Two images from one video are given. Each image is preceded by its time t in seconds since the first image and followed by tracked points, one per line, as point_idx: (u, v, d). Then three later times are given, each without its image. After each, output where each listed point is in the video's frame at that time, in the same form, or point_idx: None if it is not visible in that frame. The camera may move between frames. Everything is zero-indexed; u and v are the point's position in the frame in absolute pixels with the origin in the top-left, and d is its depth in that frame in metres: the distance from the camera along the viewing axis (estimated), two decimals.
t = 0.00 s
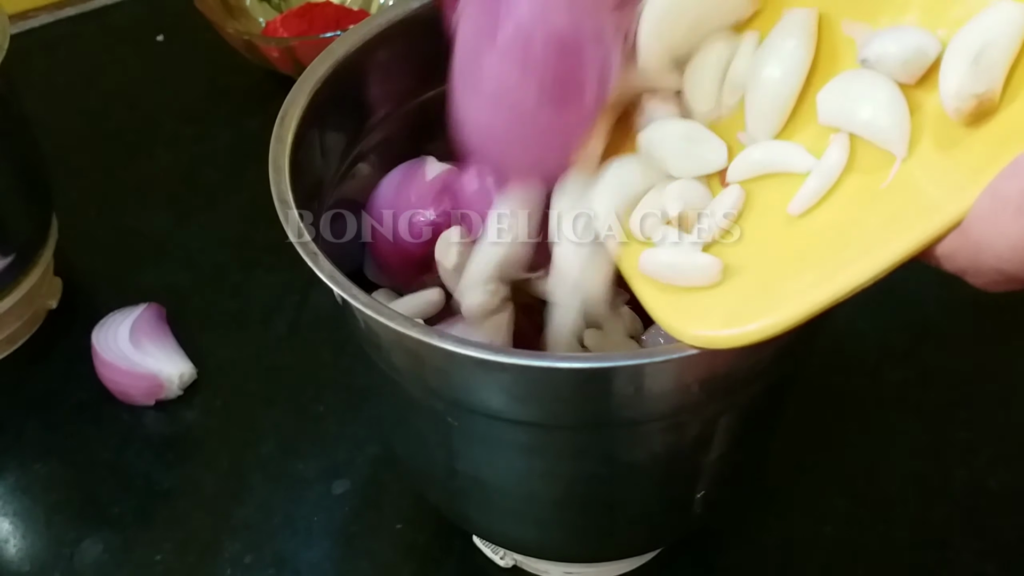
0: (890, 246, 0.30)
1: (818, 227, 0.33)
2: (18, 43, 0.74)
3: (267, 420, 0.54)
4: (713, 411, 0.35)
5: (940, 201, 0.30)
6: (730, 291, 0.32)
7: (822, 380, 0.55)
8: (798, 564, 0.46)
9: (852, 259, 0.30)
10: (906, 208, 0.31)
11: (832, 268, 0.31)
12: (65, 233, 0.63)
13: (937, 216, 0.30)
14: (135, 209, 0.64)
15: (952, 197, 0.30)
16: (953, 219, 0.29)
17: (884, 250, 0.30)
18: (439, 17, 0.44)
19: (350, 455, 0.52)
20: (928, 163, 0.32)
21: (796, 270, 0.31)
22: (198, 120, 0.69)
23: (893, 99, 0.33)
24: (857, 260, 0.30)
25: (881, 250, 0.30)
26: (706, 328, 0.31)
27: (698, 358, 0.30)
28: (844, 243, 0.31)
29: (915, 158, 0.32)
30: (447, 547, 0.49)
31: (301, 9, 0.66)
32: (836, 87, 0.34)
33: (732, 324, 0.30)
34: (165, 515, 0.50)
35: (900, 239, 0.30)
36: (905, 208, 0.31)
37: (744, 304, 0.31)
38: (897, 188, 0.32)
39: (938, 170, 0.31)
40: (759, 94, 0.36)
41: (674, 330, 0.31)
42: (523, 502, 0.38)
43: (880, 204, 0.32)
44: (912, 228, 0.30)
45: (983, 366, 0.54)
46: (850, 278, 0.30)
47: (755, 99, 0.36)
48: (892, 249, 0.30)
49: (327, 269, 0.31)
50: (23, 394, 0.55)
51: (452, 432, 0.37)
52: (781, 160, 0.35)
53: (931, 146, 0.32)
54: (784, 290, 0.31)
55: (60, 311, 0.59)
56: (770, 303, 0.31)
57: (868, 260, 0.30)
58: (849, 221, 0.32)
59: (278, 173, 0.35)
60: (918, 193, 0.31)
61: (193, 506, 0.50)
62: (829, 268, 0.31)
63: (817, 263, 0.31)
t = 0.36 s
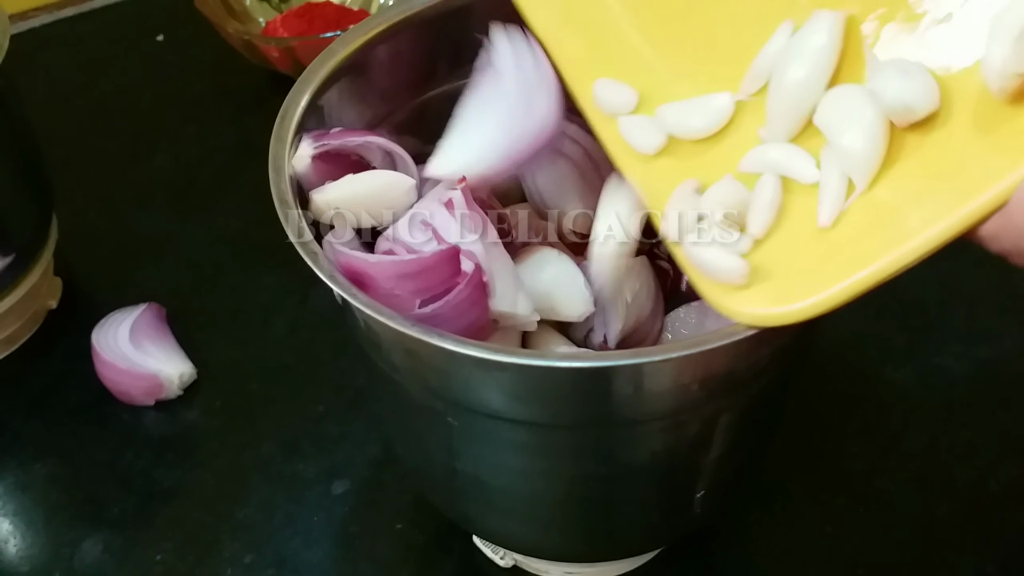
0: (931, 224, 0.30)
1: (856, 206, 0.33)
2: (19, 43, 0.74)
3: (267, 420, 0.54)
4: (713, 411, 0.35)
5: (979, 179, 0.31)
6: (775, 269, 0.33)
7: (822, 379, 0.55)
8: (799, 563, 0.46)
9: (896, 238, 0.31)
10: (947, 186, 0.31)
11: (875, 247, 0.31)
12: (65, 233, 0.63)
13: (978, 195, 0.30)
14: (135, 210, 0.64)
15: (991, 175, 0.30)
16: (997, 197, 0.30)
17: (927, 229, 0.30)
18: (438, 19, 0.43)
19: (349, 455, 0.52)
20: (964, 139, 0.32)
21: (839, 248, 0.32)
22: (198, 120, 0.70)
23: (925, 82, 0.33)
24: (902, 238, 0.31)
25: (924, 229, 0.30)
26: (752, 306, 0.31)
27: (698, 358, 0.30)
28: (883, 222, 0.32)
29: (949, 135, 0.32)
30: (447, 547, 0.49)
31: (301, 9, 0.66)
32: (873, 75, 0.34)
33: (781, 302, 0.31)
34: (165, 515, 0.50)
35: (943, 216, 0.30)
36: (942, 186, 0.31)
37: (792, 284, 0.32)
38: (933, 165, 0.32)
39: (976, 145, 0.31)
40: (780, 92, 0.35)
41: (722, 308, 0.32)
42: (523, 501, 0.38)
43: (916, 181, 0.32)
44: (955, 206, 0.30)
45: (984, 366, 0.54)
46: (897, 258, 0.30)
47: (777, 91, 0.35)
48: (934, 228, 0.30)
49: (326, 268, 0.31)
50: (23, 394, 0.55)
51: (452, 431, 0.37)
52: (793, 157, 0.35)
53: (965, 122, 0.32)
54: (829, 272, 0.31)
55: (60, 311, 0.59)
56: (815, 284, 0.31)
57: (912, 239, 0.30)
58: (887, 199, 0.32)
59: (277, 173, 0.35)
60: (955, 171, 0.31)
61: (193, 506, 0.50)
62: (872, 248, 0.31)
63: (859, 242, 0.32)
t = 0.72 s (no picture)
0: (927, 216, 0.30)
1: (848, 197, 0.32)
2: (19, 44, 0.74)
3: (266, 420, 0.54)
4: (713, 410, 0.35)
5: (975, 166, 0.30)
6: (767, 262, 0.32)
7: (822, 379, 0.55)
8: (799, 563, 0.46)
9: (892, 230, 0.30)
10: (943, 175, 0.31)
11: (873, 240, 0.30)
12: (64, 233, 0.63)
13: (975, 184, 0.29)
14: (135, 210, 0.64)
15: (986, 162, 0.30)
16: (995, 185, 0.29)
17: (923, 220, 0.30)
18: (439, 20, 0.43)
19: (349, 455, 0.52)
20: (960, 124, 0.31)
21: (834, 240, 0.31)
22: (198, 120, 0.70)
23: (912, 71, 0.32)
24: (897, 230, 0.30)
25: (922, 220, 0.30)
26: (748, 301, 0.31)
27: (697, 359, 0.30)
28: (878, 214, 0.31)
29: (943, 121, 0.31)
30: (446, 547, 0.49)
31: (301, 9, 0.66)
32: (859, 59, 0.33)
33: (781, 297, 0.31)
34: (165, 515, 0.50)
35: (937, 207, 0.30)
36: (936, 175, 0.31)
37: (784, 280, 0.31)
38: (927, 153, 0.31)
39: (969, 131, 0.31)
40: (763, 78, 0.34)
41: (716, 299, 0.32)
42: (523, 501, 0.38)
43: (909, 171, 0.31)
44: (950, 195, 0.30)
45: (985, 366, 0.54)
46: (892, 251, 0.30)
47: (760, 77, 0.35)
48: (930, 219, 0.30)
49: (326, 268, 0.31)
50: (23, 394, 0.55)
51: (452, 431, 0.37)
52: (774, 148, 0.34)
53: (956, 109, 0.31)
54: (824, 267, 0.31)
55: (60, 311, 0.59)
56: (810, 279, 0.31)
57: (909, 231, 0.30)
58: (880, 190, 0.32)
59: (277, 173, 0.35)
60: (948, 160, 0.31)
61: (193, 506, 0.50)
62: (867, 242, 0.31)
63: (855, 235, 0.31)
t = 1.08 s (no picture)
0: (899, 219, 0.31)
1: (813, 202, 0.32)
2: (18, 43, 0.74)
3: (266, 420, 0.54)
4: (714, 410, 0.35)
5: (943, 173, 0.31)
6: (739, 259, 0.32)
7: (822, 379, 0.55)
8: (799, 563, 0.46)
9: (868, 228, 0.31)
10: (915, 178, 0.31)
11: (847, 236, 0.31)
12: (64, 233, 0.63)
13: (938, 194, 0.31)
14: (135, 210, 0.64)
15: (950, 168, 0.31)
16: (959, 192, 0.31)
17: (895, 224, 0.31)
18: (439, 19, 0.43)
19: (349, 455, 0.52)
20: (925, 135, 0.32)
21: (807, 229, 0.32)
22: (198, 120, 0.70)
23: (876, 87, 0.32)
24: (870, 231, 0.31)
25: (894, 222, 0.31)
26: (721, 295, 0.31)
27: (698, 359, 0.30)
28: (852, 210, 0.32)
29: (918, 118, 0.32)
30: (446, 547, 0.49)
31: (301, 9, 0.66)
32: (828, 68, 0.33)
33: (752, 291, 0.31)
34: (165, 515, 0.50)
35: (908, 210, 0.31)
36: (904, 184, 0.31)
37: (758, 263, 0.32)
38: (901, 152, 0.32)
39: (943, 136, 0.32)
40: (735, 88, 0.34)
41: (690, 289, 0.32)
42: (523, 501, 0.38)
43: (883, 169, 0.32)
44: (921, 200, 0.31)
45: (985, 366, 0.54)
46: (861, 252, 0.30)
47: (734, 85, 0.34)
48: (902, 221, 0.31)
49: (325, 268, 0.31)
50: (23, 394, 0.55)
51: (452, 431, 0.37)
52: (743, 155, 0.34)
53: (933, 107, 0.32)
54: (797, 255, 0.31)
55: (60, 311, 0.59)
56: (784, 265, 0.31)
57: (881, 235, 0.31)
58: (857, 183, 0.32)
59: (278, 173, 0.35)
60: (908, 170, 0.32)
61: (193, 506, 0.50)
62: (839, 237, 0.31)
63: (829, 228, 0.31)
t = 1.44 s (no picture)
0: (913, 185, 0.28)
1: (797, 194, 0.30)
2: (19, 43, 0.74)
3: (266, 420, 0.54)
4: (714, 410, 0.35)
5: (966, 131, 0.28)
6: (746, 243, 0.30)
7: (822, 379, 0.55)
8: (800, 564, 0.47)
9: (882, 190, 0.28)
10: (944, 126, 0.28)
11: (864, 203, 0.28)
12: (65, 233, 0.63)
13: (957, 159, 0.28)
14: (136, 210, 0.64)
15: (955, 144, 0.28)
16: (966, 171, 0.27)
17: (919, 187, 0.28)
18: (439, 20, 0.43)
19: (349, 455, 0.52)
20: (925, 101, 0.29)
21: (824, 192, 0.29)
22: (198, 120, 0.70)
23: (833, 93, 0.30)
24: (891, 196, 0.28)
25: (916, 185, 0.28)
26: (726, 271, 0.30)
27: (697, 359, 0.30)
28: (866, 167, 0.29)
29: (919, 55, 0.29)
30: (446, 547, 0.49)
31: (301, 9, 0.66)
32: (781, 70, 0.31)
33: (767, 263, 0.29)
34: (165, 515, 0.50)
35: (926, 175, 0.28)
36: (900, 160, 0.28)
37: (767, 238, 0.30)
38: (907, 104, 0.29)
39: (955, 77, 0.28)
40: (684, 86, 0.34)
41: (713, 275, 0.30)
42: (523, 501, 0.38)
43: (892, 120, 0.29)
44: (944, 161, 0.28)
45: (984, 366, 0.54)
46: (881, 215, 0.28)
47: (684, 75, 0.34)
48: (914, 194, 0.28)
49: (326, 268, 0.31)
50: (23, 395, 0.55)
51: (452, 431, 0.37)
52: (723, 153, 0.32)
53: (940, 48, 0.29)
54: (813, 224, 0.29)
55: (60, 311, 0.59)
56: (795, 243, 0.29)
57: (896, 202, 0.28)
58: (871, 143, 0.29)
59: (278, 173, 0.35)
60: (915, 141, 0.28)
61: (193, 506, 0.50)
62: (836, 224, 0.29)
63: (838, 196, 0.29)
